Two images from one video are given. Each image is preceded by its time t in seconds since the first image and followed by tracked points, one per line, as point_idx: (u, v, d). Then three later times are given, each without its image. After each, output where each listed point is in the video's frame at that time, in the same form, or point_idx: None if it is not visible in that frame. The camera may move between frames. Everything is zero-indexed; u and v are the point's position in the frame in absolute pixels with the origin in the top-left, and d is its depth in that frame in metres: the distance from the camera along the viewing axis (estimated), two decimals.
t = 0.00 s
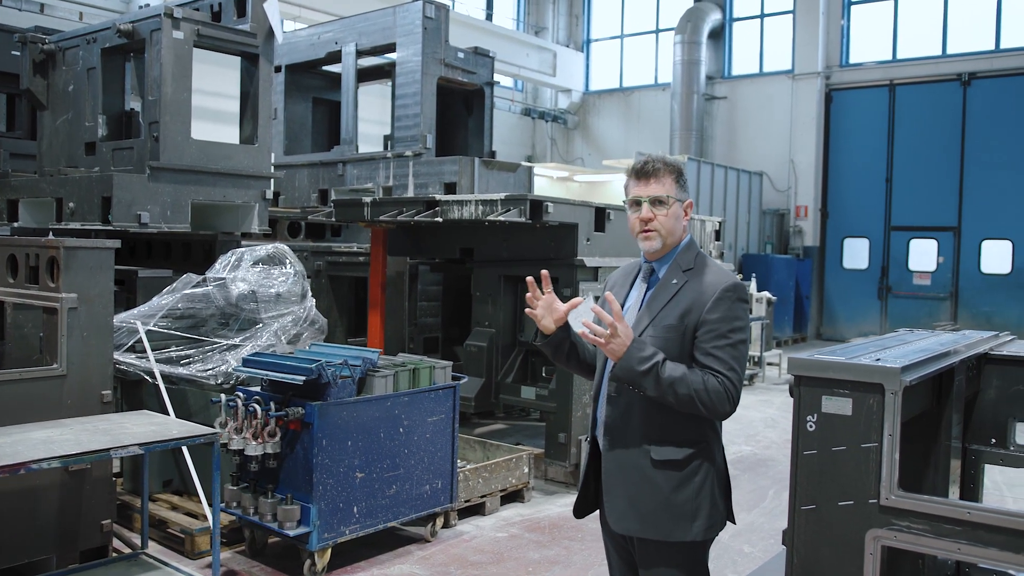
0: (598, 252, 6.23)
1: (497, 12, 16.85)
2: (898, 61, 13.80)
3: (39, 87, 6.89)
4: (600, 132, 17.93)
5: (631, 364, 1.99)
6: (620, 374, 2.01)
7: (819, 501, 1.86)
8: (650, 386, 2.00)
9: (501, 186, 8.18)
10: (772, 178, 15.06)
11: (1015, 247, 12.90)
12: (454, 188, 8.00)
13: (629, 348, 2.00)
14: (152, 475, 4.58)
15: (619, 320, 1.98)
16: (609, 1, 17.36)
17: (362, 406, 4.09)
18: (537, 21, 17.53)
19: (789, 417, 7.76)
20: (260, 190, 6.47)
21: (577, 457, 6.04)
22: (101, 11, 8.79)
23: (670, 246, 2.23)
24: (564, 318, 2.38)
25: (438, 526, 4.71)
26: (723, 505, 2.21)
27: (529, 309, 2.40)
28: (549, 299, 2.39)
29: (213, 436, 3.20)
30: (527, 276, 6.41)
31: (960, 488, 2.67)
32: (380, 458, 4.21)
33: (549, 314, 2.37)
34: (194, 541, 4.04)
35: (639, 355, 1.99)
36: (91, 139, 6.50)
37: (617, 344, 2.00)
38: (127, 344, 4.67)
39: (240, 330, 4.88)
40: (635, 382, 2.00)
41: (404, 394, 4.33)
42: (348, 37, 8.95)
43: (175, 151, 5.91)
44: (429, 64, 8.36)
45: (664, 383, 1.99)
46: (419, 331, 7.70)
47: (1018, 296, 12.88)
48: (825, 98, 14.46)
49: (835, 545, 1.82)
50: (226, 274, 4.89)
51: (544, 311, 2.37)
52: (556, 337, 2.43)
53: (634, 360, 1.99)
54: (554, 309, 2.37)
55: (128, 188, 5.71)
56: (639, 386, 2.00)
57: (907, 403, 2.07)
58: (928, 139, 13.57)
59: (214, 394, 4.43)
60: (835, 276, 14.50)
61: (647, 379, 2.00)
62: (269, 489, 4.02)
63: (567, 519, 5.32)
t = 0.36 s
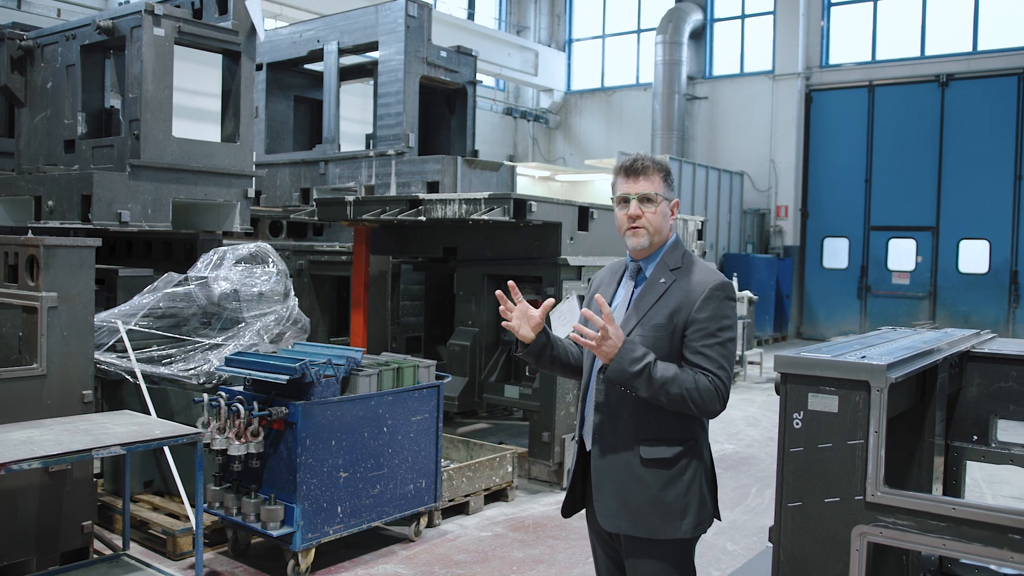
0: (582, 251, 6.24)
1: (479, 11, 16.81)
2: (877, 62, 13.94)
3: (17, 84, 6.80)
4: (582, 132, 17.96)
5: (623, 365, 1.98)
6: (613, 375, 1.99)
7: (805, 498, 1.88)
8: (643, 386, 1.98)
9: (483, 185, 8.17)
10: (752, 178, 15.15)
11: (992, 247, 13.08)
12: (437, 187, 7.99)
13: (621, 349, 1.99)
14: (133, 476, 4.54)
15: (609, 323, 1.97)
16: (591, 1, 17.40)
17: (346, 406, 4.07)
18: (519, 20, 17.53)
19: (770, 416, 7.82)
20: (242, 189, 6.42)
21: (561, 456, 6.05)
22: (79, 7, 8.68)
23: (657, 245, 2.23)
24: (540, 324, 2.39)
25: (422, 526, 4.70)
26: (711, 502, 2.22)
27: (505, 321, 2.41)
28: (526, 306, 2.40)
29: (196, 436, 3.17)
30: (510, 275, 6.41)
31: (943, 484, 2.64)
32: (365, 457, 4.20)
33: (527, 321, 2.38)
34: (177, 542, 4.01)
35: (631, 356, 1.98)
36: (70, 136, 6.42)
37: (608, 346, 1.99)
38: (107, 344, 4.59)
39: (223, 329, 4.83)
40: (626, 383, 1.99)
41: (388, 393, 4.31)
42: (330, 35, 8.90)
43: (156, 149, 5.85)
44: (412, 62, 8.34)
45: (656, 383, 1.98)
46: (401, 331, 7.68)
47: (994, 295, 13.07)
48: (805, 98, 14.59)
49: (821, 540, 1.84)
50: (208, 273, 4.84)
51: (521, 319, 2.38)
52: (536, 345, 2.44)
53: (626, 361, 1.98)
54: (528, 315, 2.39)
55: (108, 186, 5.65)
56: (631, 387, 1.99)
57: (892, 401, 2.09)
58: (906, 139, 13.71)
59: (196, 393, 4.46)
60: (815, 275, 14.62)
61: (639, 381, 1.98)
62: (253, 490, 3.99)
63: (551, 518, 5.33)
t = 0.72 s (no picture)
0: (571, 250, 6.24)
1: (466, 10, 16.77)
2: (862, 63, 14.03)
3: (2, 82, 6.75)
4: (569, 132, 17.99)
5: (624, 371, 1.98)
6: (614, 382, 1.99)
7: (800, 497, 1.88)
8: (643, 392, 1.98)
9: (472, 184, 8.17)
10: (738, 178, 15.21)
11: (976, 247, 13.20)
12: (426, 187, 7.99)
13: (622, 356, 1.98)
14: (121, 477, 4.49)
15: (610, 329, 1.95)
16: (578, 1, 17.42)
17: (337, 406, 4.05)
18: (506, 20, 17.65)
19: (758, 415, 7.86)
20: (230, 187, 6.39)
21: (551, 456, 6.05)
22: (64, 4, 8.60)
23: (654, 243, 2.23)
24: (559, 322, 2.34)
25: (413, 526, 4.69)
26: (706, 500, 2.22)
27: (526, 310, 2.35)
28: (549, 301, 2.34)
29: (187, 437, 3.15)
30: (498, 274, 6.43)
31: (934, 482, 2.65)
32: (356, 457, 4.18)
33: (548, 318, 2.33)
34: (166, 543, 3.98)
35: (630, 363, 1.97)
36: (56, 135, 6.36)
37: (609, 354, 1.98)
38: (96, 344, 4.56)
39: (212, 329, 4.80)
40: (628, 389, 1.99)
41: (379, 393, 4.29)
42: (318, 34, 8.86)
43: (144, 147, 5.81)
44: (400, 61, 8.31)
45: (657, 386, 1.99)
46: (390, 330, 7.66)
47: (979, 294, 13.20)
48: (791, 99, 14.67)
49: (816, 538, 1.84)
50: (197, 273, 4.80)
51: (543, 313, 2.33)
52: (549, 341, 2.39)
53: (626, 368, 1.98)
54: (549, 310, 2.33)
55: (96, 185, 5.60)
56: (632, 393, 1.99)
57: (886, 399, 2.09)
58: (892, 140, 13.80)
59: (186, 393, 4.42)
60: (801, 274, 14.70)
61: (641, 387, 1.99)
62: (243, 491, 3.96)
63: (542, 518, 5.33)
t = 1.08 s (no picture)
0: (567, 250, 6.23)
1: (458, 9, 16.73)
2: (853, 63, 14.08)
3: None
4: (560, 131, 17.98)
5: (628, 402, 1.95)
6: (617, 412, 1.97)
7: (806, 497, 1.88)
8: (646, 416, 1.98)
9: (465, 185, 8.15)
10: (730, 178, 15.24)
11: (965, 247, 13.27)
12: (419, 186, 7.97)
13: (625, 387, 1.95)
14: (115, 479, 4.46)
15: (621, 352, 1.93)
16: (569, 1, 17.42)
17: (334, 407, 4.03)
18: (497, 19, 17.36)
19: (752, 415, 7.87)
20: (224, 187, 6.36)
21: (547, 456, 6.05)
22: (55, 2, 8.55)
23: (661, 244, 2.23)
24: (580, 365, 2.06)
25: (410, 527, 4.67)
26: (710, 500, 2.22)
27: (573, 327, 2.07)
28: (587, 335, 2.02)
29: (185, 438, 3.13)
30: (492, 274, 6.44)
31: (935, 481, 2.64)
32: (352, 458, 4.16)
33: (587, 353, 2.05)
34: (162, 545, 3.95)
35: (632, 393, 1.95)
36: (48, 134, 6.32)
37: (609, 389, 1.93)
38: (90, 344, 4.53)
39: (207, 330, 4.77)
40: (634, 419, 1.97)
41: (376, 394, 4.28)
42: (311, 33, 8.83)
43: (138, 147, 5.77)
44: (394, 61, 8.29)
45: (659, 409, 1.98)
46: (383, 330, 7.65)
47: (969, 294, 13.26)
48: (782, 99, 14.72)
49: (822, 537, 1.84)
50: (192, 273, 4.77)
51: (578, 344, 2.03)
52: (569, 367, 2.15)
53: (630, 398, 1.95)
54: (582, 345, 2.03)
55: (89, 184, 5.56)
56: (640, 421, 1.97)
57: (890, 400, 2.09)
58: (883, 140, 13.85)
59: (181, 395, 4.37)
60: (792, 274, 14.75)
61: (646, 413, 1.98)
62: (240, 492, 3.94)
63: (539, 518, 5.33)
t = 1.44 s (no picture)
0: (561, 249, 6.22)
1: (446, 8, 16.68)
2: (841, 63, 14.13)
3: None
4: (549, 130, 17.96)
5: (635, 412, 1.95)
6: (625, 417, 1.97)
7: (813, 496, 1.87)
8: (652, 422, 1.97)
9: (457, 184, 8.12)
10: (718, 177, 15.28)
11: (952, 246, 13.34)
12: (411, 185, 7.94)
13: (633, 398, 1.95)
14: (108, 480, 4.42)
15: (631, 372, 1.89)
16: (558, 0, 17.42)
17: (330, 407, 4.00)
18: (485, 18, 17.36)
19: (744, 414, 7.89)
20: (216, 185, 6.31)
21: (541, 456, 6.04)
22: None
23: (668, 245, 2.21)
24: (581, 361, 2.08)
25: (406, 527, 4.65)
26: (715, 501, 2.21)
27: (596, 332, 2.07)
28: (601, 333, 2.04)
29: (181, 438, 3.10)
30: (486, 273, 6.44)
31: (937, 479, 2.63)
32: (349, 459, 4.14)
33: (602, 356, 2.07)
34: (155, 547, 3.91)
35: (641, 403, 1.94)
36: (38, 131, 6.25)
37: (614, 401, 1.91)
38: (82, 344, 4.47)
39: (200, 329, 4.72)
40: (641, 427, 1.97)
41: (373, 394, 4.25)
42: (301, 31, 8.78)
43: (129, 145, 5.71)
44: (386, 59, 8.25)
45: (666, 417, 1.97)
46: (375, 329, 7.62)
47: (956, 294, 13.32)
48: (771, 98, 14.78)
49: (831, 536, 1.83)
50: (185, 271, 4.71)
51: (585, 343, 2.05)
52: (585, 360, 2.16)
53: (638, 409, 1.95)
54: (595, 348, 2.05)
55: (80, 182, 5.50)
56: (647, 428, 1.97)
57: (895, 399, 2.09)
58: (872, 140, 13.91)
59: (175, 395, 4.34)
60: (781, 274, 14.80)
61: (652, 421, 1.97)
62: (236, 493, 3.92)
63: (534, 518, 5.32)
